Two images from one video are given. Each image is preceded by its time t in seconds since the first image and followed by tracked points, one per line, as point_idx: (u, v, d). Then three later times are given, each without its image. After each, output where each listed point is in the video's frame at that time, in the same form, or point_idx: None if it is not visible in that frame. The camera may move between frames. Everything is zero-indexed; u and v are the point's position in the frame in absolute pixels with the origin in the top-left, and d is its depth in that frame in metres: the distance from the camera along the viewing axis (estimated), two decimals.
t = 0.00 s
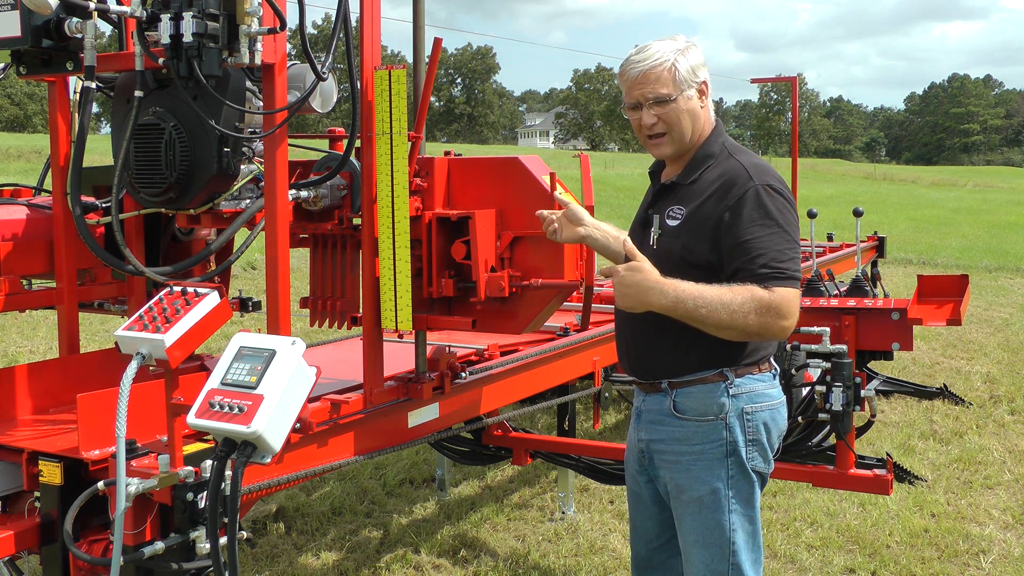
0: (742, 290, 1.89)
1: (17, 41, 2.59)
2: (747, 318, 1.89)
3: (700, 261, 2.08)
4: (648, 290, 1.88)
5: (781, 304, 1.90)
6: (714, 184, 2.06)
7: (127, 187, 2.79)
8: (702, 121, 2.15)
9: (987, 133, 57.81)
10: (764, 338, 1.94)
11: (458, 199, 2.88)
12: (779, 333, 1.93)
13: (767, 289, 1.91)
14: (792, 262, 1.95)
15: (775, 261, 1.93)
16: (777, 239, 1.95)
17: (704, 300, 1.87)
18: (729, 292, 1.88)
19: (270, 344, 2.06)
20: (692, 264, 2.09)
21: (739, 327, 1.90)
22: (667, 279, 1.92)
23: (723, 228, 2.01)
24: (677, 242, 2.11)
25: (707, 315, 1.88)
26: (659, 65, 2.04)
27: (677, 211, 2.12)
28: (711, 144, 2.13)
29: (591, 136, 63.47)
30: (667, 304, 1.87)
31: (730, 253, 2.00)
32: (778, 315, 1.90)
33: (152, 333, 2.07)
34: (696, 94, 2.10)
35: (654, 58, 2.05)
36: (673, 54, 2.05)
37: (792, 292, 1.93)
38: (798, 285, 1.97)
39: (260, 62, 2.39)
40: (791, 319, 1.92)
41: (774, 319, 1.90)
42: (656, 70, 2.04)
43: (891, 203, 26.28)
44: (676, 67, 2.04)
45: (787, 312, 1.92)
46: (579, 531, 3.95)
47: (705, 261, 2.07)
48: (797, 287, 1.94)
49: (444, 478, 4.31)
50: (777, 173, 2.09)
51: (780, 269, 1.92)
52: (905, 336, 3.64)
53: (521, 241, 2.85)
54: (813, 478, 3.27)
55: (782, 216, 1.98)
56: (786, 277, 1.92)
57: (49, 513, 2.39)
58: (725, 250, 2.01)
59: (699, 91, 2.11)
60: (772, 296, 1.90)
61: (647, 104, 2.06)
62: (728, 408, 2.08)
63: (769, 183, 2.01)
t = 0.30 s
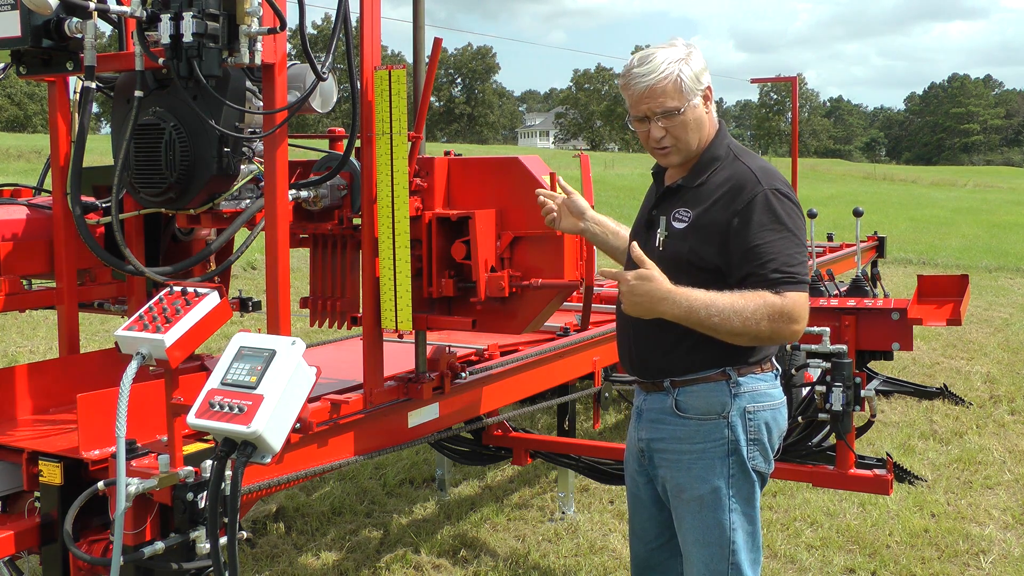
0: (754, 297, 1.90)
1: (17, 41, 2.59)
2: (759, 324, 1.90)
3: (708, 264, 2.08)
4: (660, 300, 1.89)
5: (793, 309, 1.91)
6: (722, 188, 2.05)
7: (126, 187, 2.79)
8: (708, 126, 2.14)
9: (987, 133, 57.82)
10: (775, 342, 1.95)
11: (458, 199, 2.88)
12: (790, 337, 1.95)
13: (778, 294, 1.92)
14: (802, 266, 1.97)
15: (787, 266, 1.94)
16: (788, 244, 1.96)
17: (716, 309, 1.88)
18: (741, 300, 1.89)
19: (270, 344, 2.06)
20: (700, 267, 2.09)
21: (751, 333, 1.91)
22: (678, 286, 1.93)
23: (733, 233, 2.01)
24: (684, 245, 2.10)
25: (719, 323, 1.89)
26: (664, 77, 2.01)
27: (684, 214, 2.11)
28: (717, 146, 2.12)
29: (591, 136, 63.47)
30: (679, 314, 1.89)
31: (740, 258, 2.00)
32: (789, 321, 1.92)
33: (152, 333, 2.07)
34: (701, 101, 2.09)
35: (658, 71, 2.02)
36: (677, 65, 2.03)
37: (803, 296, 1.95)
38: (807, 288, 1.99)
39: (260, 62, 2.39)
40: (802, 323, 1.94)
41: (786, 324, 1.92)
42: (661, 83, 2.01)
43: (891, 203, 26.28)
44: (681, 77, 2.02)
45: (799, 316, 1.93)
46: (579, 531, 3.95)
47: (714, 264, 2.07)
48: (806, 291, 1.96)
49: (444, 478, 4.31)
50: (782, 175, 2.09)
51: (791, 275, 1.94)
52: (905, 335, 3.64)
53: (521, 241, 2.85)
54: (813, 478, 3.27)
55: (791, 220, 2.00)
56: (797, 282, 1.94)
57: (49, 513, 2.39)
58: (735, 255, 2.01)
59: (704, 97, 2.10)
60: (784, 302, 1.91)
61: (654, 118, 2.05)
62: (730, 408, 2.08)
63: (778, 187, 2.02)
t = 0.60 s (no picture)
0: (753, 308, 1.92)
1: (17, 41, 2.59)
2: (757, 336, 1.92)
3: (707, 271, 2.08)
4: (658, 311, 1.91)
5: (792, 321, 1.93)
6: (725, 195, 2.05)
7: (126, 187, 2.79)
8: (716, 132, 2.13)
9: (988, 133, 57.82)
10: (773, 351, 1.98)
11: (458, 199, 2.88)
12: (789, 347, 1.97)
13: (777, 306, 1.93)
14: (801, 278, 1.97)
15: (787, 277, 1.95)
16: (788, 255, 1.97)
17: (714, 320, 1.91)
18: (741, 312, 1.91)
19: (270, 344, 2.06)
20: (699, 273, 2.09)
21: (749, 344, 1.94)
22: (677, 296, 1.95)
23: (733, 241, 2.02)
24: (684, 250, 2.10)
25: (717, 334, 1.92)
26: (675, 83, 2.01)
27: (685, 219, 2.11)
28: (721, 151, 2.11)
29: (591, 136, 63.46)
30: (678, 325, 1.92)
31: (740, 267, 2.00)
32: (788, 332, 1.94)
33: (152, 333, 2.07)
34: (710, 108, 2.09)
35: (670, 77, 2.01)
36: (689, 71, 2.02)
37: (801, 308, 1.96)
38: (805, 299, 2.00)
39: (260, 62, 2.39)
40: (801, 334, 1.96)
41: (785, 334, 1.93)
42: (673, 89, 2.01)
43: (891, 203, 26.28)
44: (692, 84, 2.02)
45: (797, 327, 1.95)
46: (579, 531, 3.95)
47: (713, 272, 2.07)
48: (805, 304, 1.97)
49: (444, 478, 4.31)
50: (785, 183, 2.09)
51: (790, 287, 1.94)
52: (905, 336, 3.64)
53: (522, 241, 2.85)
54: (813, 478, 3.27)
55: (793, 230, 2.00)
56: (796, 294, 1.95)
57: (49, 513, 2.39)
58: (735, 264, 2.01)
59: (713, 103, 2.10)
60: (784, 314, 1.93)
61: (662, 123, 2.05)
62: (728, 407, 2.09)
63: (780, 197, 2.01)
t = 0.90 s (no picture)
0: (752, 307, 1.92)
1: (17, 41, 2.59)
2: (757, 335, 1.92)
3: (706, 269, 2.08)
4: (660, 316, 1.88)
5: (789, 318, 1.94)
6: (722, 193, 2.05)
7: (126, 187, 2.79)
8: (709, 127, 2.13)
9: (988, 133, 57.82)
10: (771, 348, 1.98)
11: (458, 199, 2.88)
12: (786, 344, 1.98)
13: (775, 303, 1.94)
14: (799, 275, 1.98)
15: (785, 274, 1.95)
16: (786, 251, 1.97)
17: (714, 320, 1.90)
18: (740, 310, 1.91)
19: (270, 344, 2.06)
20: (698, 271, 2.09)
21: (749, 342, 1.93)
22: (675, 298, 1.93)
23: (731, 238, 2.02)
24: (683, 249, 2.10)
25: (717, 334, 1.91)
26: (663, 78, 2.01)
27: (684, 217, 2.11)
28: (719, 149, 2.11)
29: (591, 136, 63.46)
30: (679, 328, 1.90)
31: (738, 264, 2.01)
32: (787, 329, 1.94)
33: (152, 333, 2.07)
34: (702, 103, 2.08)
35: (659, 72, 2.02)
36: (678, 66, 2.02)
37: (799, 304, 1.96)
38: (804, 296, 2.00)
39: (260, 62, 2.39)
40: (798, 331, 1.96)
41: (784, 332, 1.94)
42: (661, 84, 2.01)
43: (891, 203, 26.28)
44: (681, 79, 2.02)
45: (795, 323, 1.96)
46: (579, 531, 3.94)
47: (712, 270, 2.07)
48: (802, 300, 1.97)
49: (444, 478, 4.31)
50: (783, 180, 2.09)
51: (788, 283, 1.95)
52: (905, 336, 3.64)
53: (521, 241, 2.85)
54: (813, 478, 3.27)
55: (790, 227, 2.00)
56: (793, 290, 1.95)
57: (49, 513, 2.39)
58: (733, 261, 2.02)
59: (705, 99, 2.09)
60: (782, 311, 1.93)
61: (651, 117, 2.06)
62: (725, 406, 2.09)
63: (777, 194, 2.01)
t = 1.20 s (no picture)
0: (732, 281, 1.87)
1: (17, 41, 2.59)
2: (732, 309, 1.87)
3: (697, 260, 2.07)
4: (642, 262, 1.82)
5: (767, 302, 1.88)
6: (713, 184, 2.05)
7: (127, 187, 2.79)
8: (700, 122, 2.14)
9: (988, 133, 57.82)
10: (744, 333, 1.92)
11: (458, 199, 2.88)
12: (759, 331, 1.91)
13: (754, 285, 1.88)
14: (782, 263, 1.93)
15: (764, 259, 1.91)
16: (769, 238, 1.93)
17: (695, 280, 1.84)
18: (721, 280, 1.86)
19: (270, 344, 2.06)
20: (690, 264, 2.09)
21: (723, 316, 1.88)
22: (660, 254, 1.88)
23: (719, 228, 2.01)
24: (677, 242, 2.11)
25: (694, 296, 1.85)
26: (646, 76, 2.03)
27: (678, 212, 2.12)
28: (714, 145, 2.11)
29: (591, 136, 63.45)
30: (658, 279, 1.83)
31: (723, 252, 1.99)
32: (762, 314, 1.89)
33: (152, 333, 2.07)
34: (688, 98, 2.09)
35: (640, 70, 2.04)
36: (660, 63, 2.04)
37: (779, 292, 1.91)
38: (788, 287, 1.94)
39: (260, 62, 2.39)
40: (773, 319, 1.91)
41: (757, 315, 1.89)
42: (643, 82, 2.03)
43: (891, 203, 26.28)
44: (663, 75, 2.03)
45: (771, 310, 1.90)
46: (579, 531, 3.94)
47: (702, 262, 2.07)
48: (784, 290, 1.92)
49: (444, 478, 4.31)
50: (779, 173, 2.06)
51: (768, 270, 1.90)
52: (905, 336, 3.64)
53: (521, 241, 2.85)
54: (813, 478, 3.27)
55: (777, 216, 1.96)
56: (773, 277, 1.90)
57: (49, 514, 2.39)
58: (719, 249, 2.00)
59: (692, 94, 2.09)
60: (759, 293, 1.88)
61: (638, 116, 2.06)
62: (724, 408, 2.08)
63: (768, 183, 1.99)
